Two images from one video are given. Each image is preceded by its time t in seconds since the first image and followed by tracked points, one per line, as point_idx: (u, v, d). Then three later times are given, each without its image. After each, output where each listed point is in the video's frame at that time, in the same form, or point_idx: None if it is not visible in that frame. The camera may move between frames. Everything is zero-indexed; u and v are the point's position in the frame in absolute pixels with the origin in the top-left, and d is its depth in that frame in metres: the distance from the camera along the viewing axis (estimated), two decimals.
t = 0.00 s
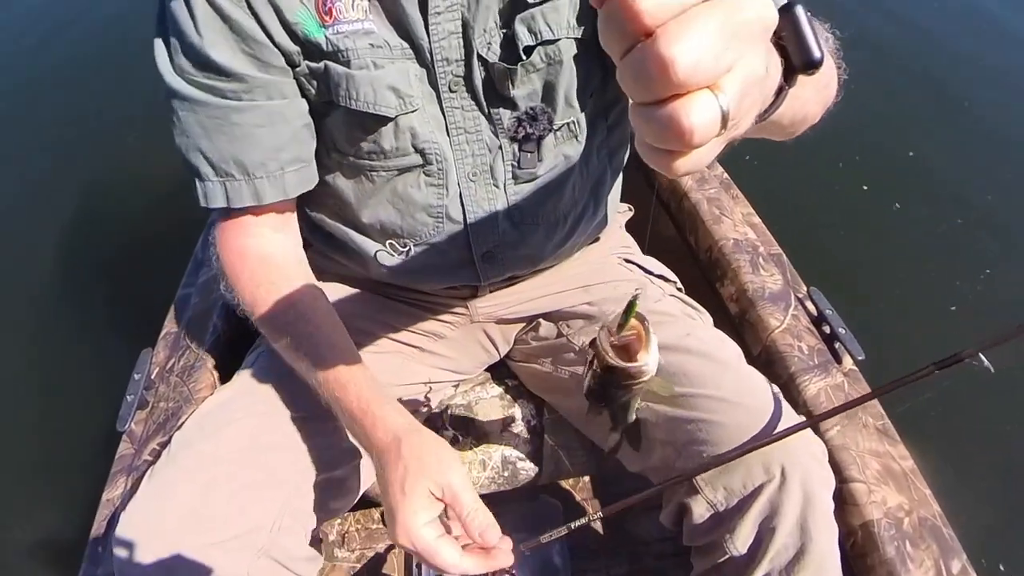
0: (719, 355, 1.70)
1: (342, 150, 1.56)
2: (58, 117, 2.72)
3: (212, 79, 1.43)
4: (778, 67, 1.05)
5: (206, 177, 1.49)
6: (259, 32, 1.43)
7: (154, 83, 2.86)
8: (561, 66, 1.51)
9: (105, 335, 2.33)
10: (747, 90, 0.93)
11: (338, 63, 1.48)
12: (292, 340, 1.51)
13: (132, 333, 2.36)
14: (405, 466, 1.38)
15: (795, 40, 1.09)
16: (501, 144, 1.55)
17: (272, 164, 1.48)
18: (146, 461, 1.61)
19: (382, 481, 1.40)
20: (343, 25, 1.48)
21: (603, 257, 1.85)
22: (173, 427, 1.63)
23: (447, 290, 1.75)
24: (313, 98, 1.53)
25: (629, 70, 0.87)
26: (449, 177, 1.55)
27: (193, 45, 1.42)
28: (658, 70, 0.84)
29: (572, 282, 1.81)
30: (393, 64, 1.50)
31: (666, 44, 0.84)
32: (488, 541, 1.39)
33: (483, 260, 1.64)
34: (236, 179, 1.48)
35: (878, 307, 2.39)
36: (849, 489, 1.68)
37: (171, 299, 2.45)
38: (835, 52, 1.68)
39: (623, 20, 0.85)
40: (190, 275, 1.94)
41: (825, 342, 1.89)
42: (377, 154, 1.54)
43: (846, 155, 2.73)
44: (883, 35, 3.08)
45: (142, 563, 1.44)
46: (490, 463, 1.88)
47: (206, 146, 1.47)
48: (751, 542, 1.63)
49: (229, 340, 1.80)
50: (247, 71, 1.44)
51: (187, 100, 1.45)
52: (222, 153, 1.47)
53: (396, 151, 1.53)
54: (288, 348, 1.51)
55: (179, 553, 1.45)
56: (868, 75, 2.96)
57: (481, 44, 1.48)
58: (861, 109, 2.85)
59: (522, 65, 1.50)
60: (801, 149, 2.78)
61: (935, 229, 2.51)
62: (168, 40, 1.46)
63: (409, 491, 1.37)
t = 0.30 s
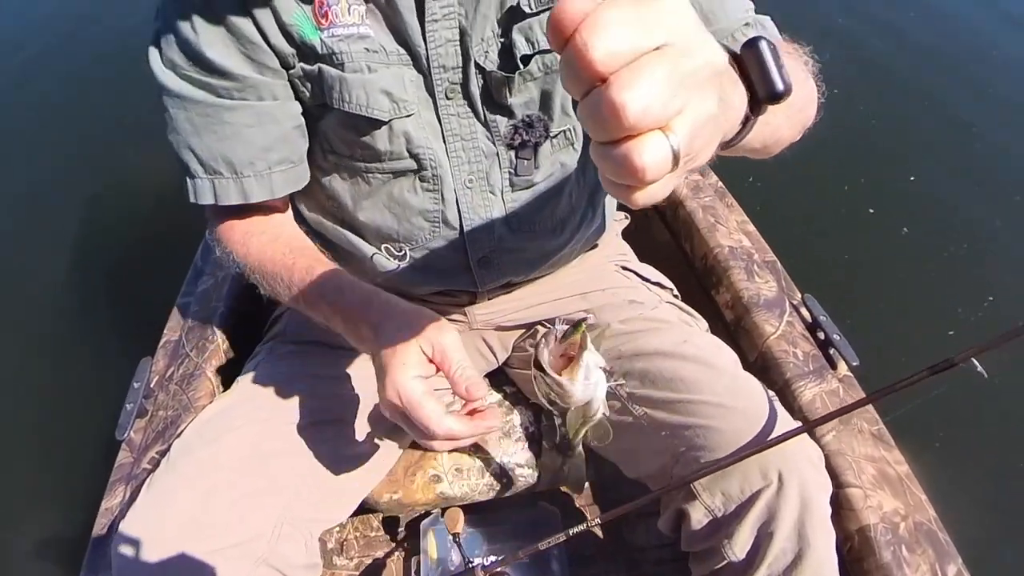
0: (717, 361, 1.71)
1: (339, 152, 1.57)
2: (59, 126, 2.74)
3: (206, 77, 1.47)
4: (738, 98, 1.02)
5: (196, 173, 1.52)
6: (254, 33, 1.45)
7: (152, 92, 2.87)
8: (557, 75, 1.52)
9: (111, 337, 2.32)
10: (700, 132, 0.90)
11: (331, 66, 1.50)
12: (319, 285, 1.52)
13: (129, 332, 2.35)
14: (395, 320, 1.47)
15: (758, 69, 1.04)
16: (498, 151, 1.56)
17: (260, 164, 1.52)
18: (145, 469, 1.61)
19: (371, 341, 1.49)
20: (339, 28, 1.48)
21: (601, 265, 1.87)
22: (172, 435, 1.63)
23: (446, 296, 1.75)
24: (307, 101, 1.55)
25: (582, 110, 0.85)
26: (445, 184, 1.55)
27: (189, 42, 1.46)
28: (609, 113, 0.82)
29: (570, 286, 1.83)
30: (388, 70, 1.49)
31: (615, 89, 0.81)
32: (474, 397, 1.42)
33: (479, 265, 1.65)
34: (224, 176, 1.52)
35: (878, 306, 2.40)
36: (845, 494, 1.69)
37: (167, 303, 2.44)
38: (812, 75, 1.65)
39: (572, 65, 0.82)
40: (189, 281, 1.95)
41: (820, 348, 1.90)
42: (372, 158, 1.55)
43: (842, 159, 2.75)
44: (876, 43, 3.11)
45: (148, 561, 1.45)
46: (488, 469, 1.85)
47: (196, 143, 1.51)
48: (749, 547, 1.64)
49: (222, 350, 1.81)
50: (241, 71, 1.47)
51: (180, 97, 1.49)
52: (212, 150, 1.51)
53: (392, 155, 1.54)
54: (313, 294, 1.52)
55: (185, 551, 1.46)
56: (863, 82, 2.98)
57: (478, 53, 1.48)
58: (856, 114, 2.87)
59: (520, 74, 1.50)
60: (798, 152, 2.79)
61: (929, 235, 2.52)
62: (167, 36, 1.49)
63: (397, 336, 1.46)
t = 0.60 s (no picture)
0: (713, 366, 1.72)
1: (339, 160, 1.58)
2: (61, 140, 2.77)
3: (207, 84, 1.48)
4: (709, 121, 1.23)
5: (195, 180, 1.54)
6: (255, 42, 1.47)
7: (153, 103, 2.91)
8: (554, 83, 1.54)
9: (110, 347, 2.35)
10: (650, 164, 0.92)
11: (332, 74, 1.51)
12: (299, 301, 1.52)
13: (132, 347, 2.38)
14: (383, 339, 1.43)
15: (725, 99, 1.24)
16: (497, 158, 1.57)
17: (259, 172, 1.53)
18: (147, 477, 1.62)
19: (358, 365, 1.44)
20: (339, 37, 1.49)
21: (599, 272, 1.88)
22: (173, 444, 1.64)
23: (443, 304, 1.77)
24: (308, 109, 1.56)
25: (538, 146, 0.86)
26: (444, 191, 1.57)
27: (190, 50, 1.47)
28: (560, 149, 0.83)
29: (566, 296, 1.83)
30: (388, 78, 1.51)
31: (568, 128, 0.82)
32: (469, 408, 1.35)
33: (478, 272, 1.67)
34: (223, 184, 1.54)
35: (878, 307, 2.41)
36: (844, 498, 1.70)
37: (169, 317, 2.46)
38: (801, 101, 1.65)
39: (526, 103, 0.83)
40: (191, 291, 1.96)
41: (817, 352, 1.92)
42: (372, 165, 1.56)
43: (838, 165, 2.77)
44: (870, 49, 3.13)
45: (153, 559, 1.45)
46: (487, 476, 1.82)
47: (195, 150, 1.52)
48: (749, 552, 1.65)
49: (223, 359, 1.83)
50: (241, 79, 1.48)
51: (180, 105, 1.50)
52: (211, 158, 1.52)
53: (392, 162, 1.55)
54: (295, 309, 1.52)
55: (188, 549, 1.47)
56: (859, 86, 3.00)
57: (477, 61, 1.50)
58: (852, 118, 2.88)
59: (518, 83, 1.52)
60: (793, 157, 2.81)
61: (926, 239, 2.54)
62: (167, 43, 1.50)
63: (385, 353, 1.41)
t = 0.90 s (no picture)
0: (714, 371, 1.73)
1: (337, 171, 1.59)
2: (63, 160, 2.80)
3: (201, 87, 1.45)
4: (689, 151, 1.29)
5: (177, 184, 1.50)
6: (254, 47, 1.46)
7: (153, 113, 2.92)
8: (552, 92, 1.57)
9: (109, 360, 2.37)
10: (620, 205, 1.00)
11: (332, 84, 1.51)
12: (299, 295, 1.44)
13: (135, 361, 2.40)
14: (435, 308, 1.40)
15: (705, 128, 1.31)
16: (496, 167, 1.59)
17: (247, 178, 1.50)
18: (151, 486, 1.63)
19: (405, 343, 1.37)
20: (340, 47, 1.50)
21: (598, 279, 1.90)
22: (179, 452, 1.66)
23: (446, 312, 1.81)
24: (305, 121, 1.56)
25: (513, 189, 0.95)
26: (444, 200, 1.58)
27: (186, 52, 1.44)
28: (532, 194, 0.92)
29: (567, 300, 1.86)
30: (388, 90, 1.52)
31: (538, 175, 0.90)
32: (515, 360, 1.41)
33: (479, 280, 1.68)
34: (207, 189, 1.49)
35: (878, 307, 2.42)
36: (846, 501, 1.71)
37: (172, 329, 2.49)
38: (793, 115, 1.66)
39: (501, 151, 0.91)
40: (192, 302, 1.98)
41: (817, 356, 1.92)
42: (372, 175, 1.56)
43: (836, 168, 2.77)
44: (865, 51, 3.14)
45: (157, 556, 1.46)
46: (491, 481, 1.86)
47: (182, 153, 1.48)
48: (751, 556, 1.65)
49: (225, 368, 1.84)
50: (238, 84, 1.46)
51: (169, 106, 1.47)
52: (196, 161, 1.48)
53: (392, 172, 1.56)
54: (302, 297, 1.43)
55: (193, 548, 1.48)
56: (855, 89, 3.01)
57: (476, 72, 1.52)
58: (849, 121, 2.89)
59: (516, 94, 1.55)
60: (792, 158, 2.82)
61: (925, 241, 2.54)
62: (160, 46, 1.48)
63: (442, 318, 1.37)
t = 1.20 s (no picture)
0: (712, 375, 1.74)
1: (337, 178, 1.60)
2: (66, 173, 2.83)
3: (207, 95, 1.47)
4: (673, 164, 1.32)
5: (184, 191, 1.51)
6: (258, 55, 1.48)
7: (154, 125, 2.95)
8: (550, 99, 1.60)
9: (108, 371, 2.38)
10: (601, 217, 1.03)
11: (332, 91, 1.52)
12: (339, 290, 1.49)
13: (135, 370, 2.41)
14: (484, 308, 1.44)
15: (688, 143, 1.34)
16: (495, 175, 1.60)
17: (253, 184, 1.51)
18: (153, 494, 1.63)
19: (456, 334, 1.40)
20: (342, 55, 1.52)
21: (597, 285, 1.91)
22: (180, 461, 1.66)
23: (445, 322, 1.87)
24: (305, 127, 1.57)
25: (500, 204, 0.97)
26: (443, 207, 1.59)
27: (191, 60, 1.46)
28: (519, 211, 0.95)
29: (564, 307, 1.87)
30: (388, 98, 1.53)
31: (527, 192, 0.93)
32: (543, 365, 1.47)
33: (477, 286, 1.69)
34: (215, 195, 1.51)
35: (878, 307, 2.43)
36: (844, 504, 1.72)
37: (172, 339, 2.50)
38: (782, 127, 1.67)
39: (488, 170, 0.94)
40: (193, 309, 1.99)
41: (814, 360, 1.94)
42: (371, 182, 1.58)
43: (832, 172, 2.79)
44: (860, 58, 3.16)
45: (164, 555, 1.47)
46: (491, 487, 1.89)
47: (189, 160, 1.49)
48: (751, 559, 1.66)
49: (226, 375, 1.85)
50: (242, 91, 1.48)
51: (175, 113, 1.48)
52: (203, 167, 1.49)
53: (391, 179, 1.57)
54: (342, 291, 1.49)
55: (199, 546, 1.49)
56: (851, 94, 3.02)
57: (474, 81, 1.54)
58: (844, 127, 2.91)
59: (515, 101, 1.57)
60: (787, 162, 2.84)
61: (921, 245, 2.55)
62: (165, 54, 1.50)
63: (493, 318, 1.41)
